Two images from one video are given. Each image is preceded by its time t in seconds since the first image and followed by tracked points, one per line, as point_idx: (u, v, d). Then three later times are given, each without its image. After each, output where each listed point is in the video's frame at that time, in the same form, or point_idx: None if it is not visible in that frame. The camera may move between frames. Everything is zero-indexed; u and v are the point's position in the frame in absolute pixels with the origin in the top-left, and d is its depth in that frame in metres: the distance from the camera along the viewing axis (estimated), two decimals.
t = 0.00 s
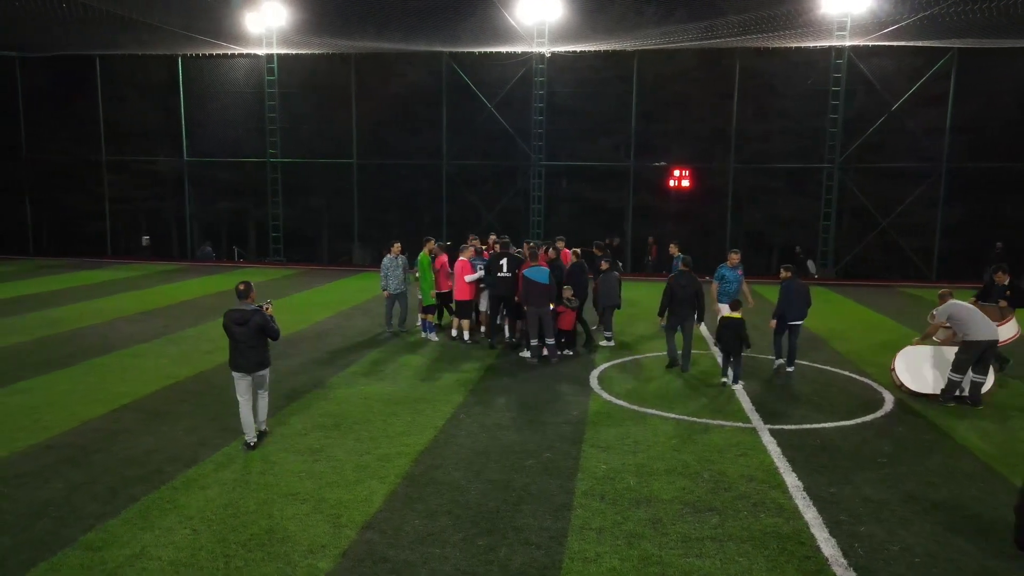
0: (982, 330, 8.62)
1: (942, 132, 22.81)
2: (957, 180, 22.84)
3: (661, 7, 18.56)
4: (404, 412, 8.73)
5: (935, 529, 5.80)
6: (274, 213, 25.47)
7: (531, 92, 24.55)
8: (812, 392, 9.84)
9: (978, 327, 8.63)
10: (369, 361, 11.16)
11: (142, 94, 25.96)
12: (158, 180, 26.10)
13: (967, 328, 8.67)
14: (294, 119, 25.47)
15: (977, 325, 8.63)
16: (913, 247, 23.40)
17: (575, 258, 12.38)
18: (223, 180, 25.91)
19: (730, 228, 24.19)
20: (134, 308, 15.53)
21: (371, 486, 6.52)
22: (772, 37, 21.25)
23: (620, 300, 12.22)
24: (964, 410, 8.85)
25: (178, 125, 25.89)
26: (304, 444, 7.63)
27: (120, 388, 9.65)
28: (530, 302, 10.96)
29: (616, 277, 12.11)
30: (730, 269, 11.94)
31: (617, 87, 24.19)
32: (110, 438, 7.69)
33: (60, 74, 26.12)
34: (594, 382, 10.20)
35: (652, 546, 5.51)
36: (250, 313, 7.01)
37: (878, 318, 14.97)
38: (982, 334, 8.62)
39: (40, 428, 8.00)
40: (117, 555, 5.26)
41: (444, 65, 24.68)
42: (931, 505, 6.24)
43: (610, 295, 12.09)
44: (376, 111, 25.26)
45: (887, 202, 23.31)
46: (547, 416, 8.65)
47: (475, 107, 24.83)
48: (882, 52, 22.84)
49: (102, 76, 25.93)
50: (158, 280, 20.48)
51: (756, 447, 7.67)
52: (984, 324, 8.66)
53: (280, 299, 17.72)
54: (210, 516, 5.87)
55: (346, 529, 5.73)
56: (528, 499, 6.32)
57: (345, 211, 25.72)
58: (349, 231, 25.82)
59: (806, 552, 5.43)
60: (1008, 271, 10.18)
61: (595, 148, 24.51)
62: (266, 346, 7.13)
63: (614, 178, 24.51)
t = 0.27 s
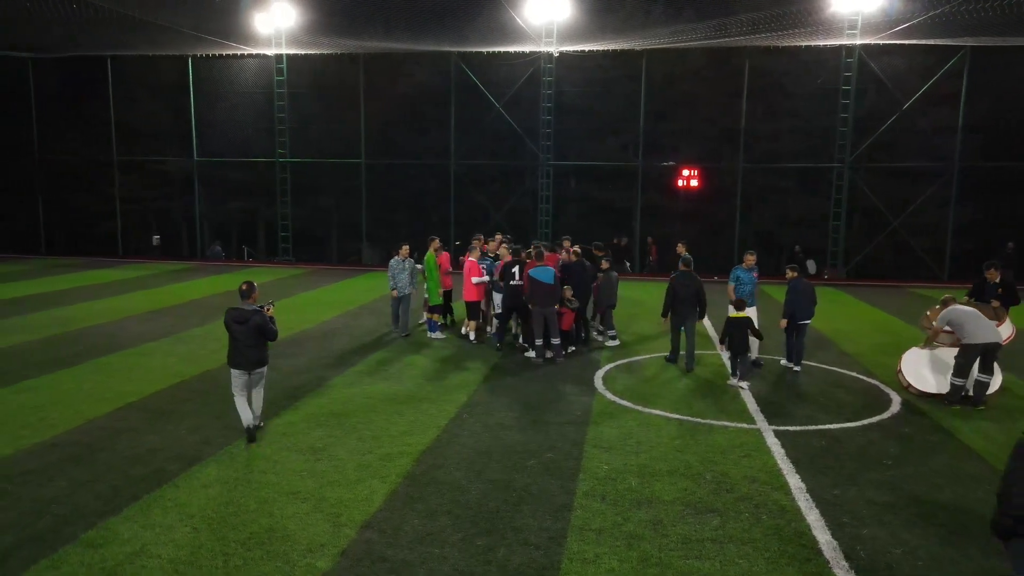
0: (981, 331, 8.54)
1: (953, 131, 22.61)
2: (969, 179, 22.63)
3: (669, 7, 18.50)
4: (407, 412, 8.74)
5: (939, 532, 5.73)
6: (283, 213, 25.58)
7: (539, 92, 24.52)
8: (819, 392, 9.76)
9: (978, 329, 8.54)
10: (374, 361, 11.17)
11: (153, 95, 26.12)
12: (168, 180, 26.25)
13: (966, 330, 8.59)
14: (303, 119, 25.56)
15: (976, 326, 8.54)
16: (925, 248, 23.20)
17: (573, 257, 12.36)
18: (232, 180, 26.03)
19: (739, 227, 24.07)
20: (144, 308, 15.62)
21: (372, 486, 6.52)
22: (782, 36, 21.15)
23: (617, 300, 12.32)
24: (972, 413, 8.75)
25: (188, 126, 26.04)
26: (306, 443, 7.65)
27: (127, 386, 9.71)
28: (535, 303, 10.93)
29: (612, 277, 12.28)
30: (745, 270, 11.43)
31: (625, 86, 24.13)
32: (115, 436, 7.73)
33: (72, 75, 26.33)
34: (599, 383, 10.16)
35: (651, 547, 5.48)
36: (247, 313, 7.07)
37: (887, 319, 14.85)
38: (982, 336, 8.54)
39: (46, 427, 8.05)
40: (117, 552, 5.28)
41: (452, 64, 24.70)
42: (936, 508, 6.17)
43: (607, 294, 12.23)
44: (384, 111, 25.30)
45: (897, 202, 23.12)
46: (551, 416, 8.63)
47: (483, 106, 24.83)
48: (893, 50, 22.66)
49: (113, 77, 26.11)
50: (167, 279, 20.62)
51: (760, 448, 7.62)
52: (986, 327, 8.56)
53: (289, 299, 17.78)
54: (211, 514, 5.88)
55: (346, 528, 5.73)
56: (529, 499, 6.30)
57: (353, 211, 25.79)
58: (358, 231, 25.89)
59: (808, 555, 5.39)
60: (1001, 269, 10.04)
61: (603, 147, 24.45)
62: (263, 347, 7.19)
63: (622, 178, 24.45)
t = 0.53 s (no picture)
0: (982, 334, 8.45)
1: (963, 131, 22.43)
2: (979, 179, 22.44)
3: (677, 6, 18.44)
4: (409, 412, 8.73)
5: (942, 536, 5.67)
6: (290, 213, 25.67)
7: (546, 91, 24.50)
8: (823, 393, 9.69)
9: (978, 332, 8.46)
10: (378, 360, 11.18)
11: (162, 95, 26.25)
12: (176, 180, 26.37)
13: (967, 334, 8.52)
14: (310, 119, 25.63)
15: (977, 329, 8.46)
16: (934, 248, 23.02)
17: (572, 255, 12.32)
18: (240, 180, 26.12)
19: (747, 227, 23.97)
20: (150, 307, 15.69)
21: (372, 486, 6.52)
22: (790, 35, 21.06)
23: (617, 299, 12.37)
24: (979, 414, 8.67)
25: (197, 126, 26.16)
26: (307, 442, 7.66)
27: (132, 385, 9.76)
28: (537, 303, 10.92)
29: (611, 275, 12.39)
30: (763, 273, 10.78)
31: (633, 86, 24.07)
32: (118, 435, 7.77)
33: (82, 75, 26.49)
34: (603, 383, 10.12)
35: (650, 549, 5.46)
36: (232, 310, 7.30)
37: (895, 320, 14.73)
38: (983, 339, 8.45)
39: (50, 425, 8.10)
40: (116, 551, 5.30)
41: (459, 64, 24.71)
42: (938, 511, 6.12)
43: (607, 294, 12.26)
44: (391, 111, 25.33)
45: (907, 202, 22.97)
46: (553, 417, 8.61)
47: (490, 106, 24.83)
48: (902, 49, 22.51)
49: (122, 77, 26.25)
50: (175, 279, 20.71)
51: (763, 449, 7.56)
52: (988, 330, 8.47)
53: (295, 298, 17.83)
54: (210, 513, 5.90)
55: (344, 527, 5.73)
56: (529, 499, 6.28)
57: (360, 210, 25.83)
58: (365, 230, 25.93)
59: (807, 557, 5.35)
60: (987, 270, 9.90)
61: (610, 147, 24.39)
62: (254, 341, 7.39)
63: (629, 178, 24.40)
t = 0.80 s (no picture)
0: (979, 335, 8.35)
1: (974, 130, 22.25)
2: (990, 179, 22.24)
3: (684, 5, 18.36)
4: (411, 412, 8.72)
5: (945, 539, 5.61)
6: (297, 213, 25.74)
7: (552, 91, 24.46)
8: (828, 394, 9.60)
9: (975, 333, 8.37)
10: (381, 360, 11.17)
11: (170, 96, 26.36)
12: (185, 180, 26.50)
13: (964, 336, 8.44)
14: (317, 119, 25.67)
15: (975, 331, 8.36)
16: (944, 248, 22.83)
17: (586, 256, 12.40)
18: (248, 181, 26.22)
19: (754, 228, 23.85)
20: (157, 306, 15.77)
21: (371, 486, 6.51)
22: (797, 34, 20.95)
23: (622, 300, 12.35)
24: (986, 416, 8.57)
25: (205, 126, 26.27)
26: (308, 442, 7.67)
27: (136, 384, 9.80)
28: (540, 303, 10.88)
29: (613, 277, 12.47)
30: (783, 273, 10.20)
31: (639, 86, 24.00)
32: (120, 434, 7.80)
33: (91, 76, 26.65)
34: (606, 384, 10.08)
35: (648, 551, 5.42)
36: (219, 306, 7.51)
37: (903, 321, 14.62)
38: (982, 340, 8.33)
39: (53, 424, 8.14)
40: (114, 549, 5.31)
41: (466, 64, 24.71)
42: (941, 514, 6.05)
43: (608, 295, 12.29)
44: (398, 111, 25.35)
45: (916, 202, 22.80)
46: (555, 418, 8.58)
47: (496, 106, 24.80)
48: (912, 47, 22.34)
49: (131, 78, 26.38)
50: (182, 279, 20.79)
51: (765, 451, 7.51)
52: (989, 333, 8.34)
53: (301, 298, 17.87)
54: (209, 512, 5.90)
55: (342, 527, 5.72)
56: (528, 500, 6.26)
57: (367, 210, 25.86)
58: (371, 230, 25.96)
59: (807, 560, 5.30)
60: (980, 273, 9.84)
61: (617, 147, 24.33)
62: (236, 338, 7.49)
63: (636, 178, 24.33)
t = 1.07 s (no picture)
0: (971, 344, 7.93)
1: (984, 129, 22.05)
2: (1001, 179, 22.04)
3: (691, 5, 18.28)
4: (411, 412, 8.71)
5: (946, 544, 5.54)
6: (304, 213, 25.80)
7: (559, 90, 24.41)
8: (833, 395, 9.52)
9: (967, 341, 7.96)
10: (384, 360, 11.17)
11: (178, 96, 26.48)
12: (193, 180, 26.60)
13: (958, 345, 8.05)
14: (324, 119, 25.72)
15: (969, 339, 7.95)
16: (954, 248, 22.64)
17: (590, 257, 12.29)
18: (255, 181, 26.32)
19: (762, 228, 23.73)
20: (163, 306, 15.82)
21: (368, 486, 6.49)
22: (805, 33, 20.84)
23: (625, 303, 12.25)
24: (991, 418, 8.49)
25: (212, 126, 26.37)
26: (307, 442, 7.67)
27: (139, 384, 9.84)
28: (546, 303, 10.76)
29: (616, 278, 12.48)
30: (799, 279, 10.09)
31: (647, 85, 23.91)
32: (121, 433, 7.82)
33: (100, 77, 26.80)
34: (608, 385, 10.03)
35: (645, 553, 5.38)
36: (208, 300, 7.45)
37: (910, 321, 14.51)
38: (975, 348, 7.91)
39: (55, 423, 8.17)
40: (109, 549, 5.32)
41: (472, 64, 24.70)
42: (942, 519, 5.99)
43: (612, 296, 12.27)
44: (405, 110, 25.37)
45: (925, 201, 22.62)
46: (556, 418, 8.53)
47: (503, 106, 24.78)
48: (921, 46, 22.17)
49: (139, 78, 26.52)
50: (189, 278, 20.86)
51: (767, 453, 7.45)
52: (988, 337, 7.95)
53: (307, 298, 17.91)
54: (206, 511, 5.91)
55: (337, 528, 5.70)
56: (526, 501, 6.23)
57: (374, 210, 25.90)
58: (378, 229, 25.99)
59: (805, 564, 5.25)
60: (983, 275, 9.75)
61: (624, 147, 24.26)
62: (216, 335, 7.40)
63: (643, 178, 24.25)
